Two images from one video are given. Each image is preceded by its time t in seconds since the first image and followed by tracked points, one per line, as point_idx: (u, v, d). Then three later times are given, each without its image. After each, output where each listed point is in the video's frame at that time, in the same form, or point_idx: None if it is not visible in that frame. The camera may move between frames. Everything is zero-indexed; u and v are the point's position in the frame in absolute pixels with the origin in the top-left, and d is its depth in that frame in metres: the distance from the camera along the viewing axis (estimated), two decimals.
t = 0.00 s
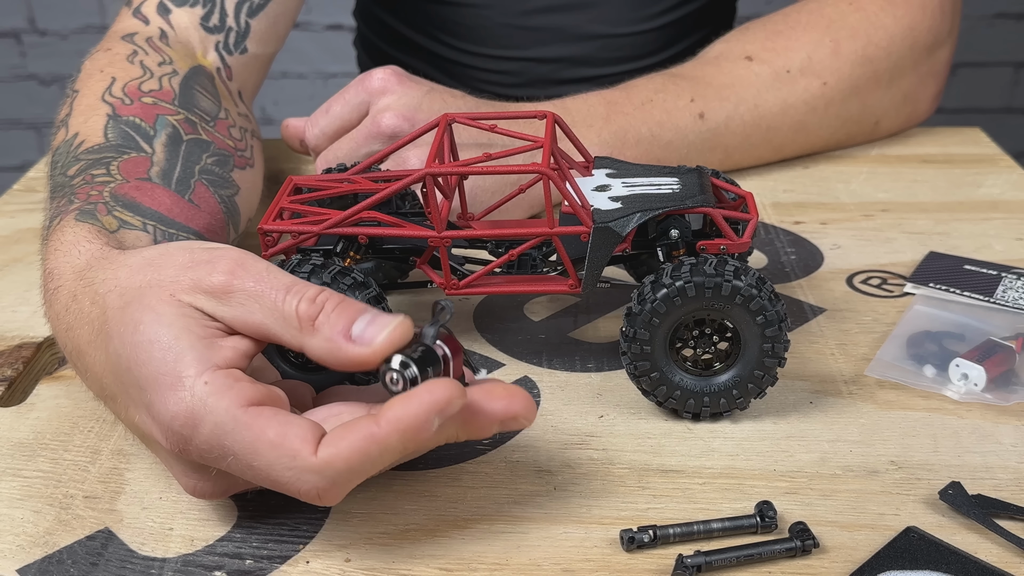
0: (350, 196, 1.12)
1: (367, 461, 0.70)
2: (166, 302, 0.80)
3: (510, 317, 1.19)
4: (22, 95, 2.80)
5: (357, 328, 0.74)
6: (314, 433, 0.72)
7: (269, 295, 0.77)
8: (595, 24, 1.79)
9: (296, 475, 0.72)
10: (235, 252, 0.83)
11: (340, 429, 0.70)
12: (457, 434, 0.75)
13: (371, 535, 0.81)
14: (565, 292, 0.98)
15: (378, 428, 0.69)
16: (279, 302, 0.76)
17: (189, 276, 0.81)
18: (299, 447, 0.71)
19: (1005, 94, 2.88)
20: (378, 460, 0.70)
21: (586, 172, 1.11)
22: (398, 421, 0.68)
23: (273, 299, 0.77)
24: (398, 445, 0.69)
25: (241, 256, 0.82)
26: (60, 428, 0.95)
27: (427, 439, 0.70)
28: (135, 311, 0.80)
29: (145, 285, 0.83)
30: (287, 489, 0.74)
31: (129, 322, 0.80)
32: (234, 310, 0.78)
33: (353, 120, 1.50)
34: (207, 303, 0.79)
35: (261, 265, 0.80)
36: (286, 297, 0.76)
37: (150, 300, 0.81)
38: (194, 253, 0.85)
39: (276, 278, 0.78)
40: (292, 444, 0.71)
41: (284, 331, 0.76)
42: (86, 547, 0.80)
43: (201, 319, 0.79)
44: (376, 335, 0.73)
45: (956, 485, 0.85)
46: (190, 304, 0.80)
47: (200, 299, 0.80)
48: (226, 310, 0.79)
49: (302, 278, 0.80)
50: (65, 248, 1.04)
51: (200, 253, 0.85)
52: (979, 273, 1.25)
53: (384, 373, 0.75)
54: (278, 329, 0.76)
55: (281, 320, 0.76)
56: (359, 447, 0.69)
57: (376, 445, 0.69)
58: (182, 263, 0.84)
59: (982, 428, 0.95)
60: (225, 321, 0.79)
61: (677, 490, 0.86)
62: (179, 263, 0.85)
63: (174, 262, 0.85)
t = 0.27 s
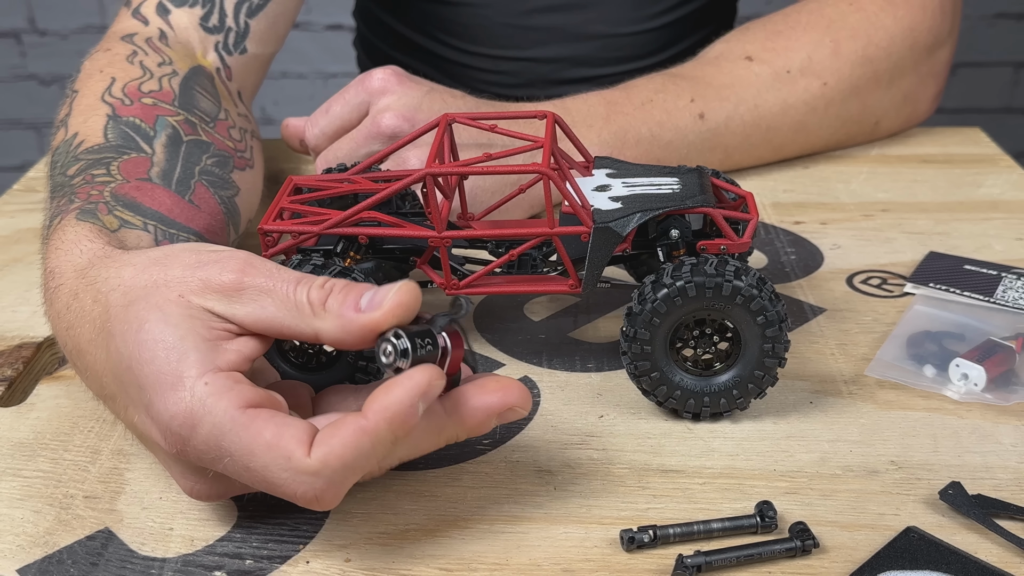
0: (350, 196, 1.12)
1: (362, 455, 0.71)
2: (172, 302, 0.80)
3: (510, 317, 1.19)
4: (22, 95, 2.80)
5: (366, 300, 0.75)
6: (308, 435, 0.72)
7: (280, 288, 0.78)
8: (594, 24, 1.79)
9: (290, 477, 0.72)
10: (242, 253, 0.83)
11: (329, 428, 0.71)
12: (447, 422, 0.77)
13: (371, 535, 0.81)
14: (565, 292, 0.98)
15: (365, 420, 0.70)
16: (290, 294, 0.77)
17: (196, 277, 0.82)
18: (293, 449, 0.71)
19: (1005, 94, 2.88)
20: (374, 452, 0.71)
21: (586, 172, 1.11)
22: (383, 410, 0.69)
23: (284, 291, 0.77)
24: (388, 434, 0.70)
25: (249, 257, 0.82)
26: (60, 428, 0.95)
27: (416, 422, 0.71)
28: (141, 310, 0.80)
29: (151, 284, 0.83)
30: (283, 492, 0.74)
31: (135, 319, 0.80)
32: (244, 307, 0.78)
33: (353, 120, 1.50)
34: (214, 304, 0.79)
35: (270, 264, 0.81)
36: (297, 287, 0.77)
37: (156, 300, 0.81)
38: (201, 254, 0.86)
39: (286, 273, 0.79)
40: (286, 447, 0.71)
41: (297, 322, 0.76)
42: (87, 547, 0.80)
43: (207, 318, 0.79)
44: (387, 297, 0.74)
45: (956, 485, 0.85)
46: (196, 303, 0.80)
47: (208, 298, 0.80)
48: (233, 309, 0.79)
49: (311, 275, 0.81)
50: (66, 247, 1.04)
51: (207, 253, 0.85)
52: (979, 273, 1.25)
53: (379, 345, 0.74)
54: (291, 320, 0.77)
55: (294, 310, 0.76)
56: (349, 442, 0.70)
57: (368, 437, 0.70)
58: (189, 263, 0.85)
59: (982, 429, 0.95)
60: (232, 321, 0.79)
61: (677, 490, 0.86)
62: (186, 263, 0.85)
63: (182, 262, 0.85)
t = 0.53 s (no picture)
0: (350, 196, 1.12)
1: (360, 446, 0.71)
2: (176, 301, 0.80)
3: (509, 317, 1.19)
4: (22, 95, 2.80)
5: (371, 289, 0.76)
6: (309, 426, 0.72)
7: (287, 286, 0.78)
8: (594, 24, 1.79)
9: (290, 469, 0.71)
10: (247, 254, 0.84)
11: (327, 417, 0.71)
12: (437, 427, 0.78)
13: (371, 535, 0.81)
14: (565, 292, 0.98)
15: (364, 407, 0.71)
16: (298, 291, 0.77)
17: (201, 277, 0.82)
18: (292, 439, 0.71)
19: (1005, 94, 2.88)
20: (371, 442, 0.71)
21: (586, 172, 1.11)
22: (383, 397, 0.71)
23: (292, 288, 0.78)
24: (387, 422, 0.71)
25: (255, 259, 0.83)
26: (60, 428, 0.95)
27: (412, 414, 0.73)
28: (144, 308, 0.80)
29: (155, 283, 0.84)
30: (283, 486, 0.73)
31: (138, 317, 0.80)
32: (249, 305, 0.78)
33: (353, 120, 1.50)
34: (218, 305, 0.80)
35: (276, 265, 0.82)
36: (304, 284, 0.78)
37: (160, 298, 0.81)
38: (206, 255, 0.86)
39: (293, 273, 0.80)
40: (286, 437, 0.71)
41: (306, 318, 0.77)
42: (87, 547, 0.80)
43: (211, 317, 0.79)
44: (394, 282, 0.75)
45: (956, 485, 0.85)
46: (199, 302, 0.80)
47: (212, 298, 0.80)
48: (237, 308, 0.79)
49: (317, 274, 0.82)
50: (67, 246, 1.04)
51: (212, 255, 0.86)
52: (979, 273, 1.25)
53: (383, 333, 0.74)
54: (297, 317, 0.77)
55: (302, 306, 0.77)
56: (350, 430, 0.70)
57: (366, 425, 0.70)
58: (193, 264, 0.85)
59: (982, 428, 0.95)
60: (238, 320, 0.79)
61: (677, 490, 0.86)
62: (190, 263, 0.85)
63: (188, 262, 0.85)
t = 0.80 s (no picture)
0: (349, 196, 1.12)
1: (373, 431, 0.70)
2: (178, 300, 0.80)
3: (510, 317, 1.19)
4: (21, 95, 2.80)
5: (373, 318, 0.76)
6: (319, 404, 0.72)
7: (290, 301, 0.79)
8: (594, 24, 1.79)
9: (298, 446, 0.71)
10: (249, 257, 0.84)
11: (347, 397, 0.71)
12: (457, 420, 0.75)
13: (371, 536, 0.81)
14: (565, 292, 0.98)
15: (386, 397, 0.69)
16: (301, 308, 0.78)
17: (204, 278, 0.82)
18: (303, 415, 0.71)
19: (1004, 94, 2.88)
20: (384, 431, 0.70)
21: (586, 172, 1.11)
22: (407, 391, 0.69)
23: (295, 305, 0.78)
24: (404, 415, 0.69)
25: (259, 263, 0.83)
26: (60, 428, 0.95)
27: (435, 413, 0.70)
28: (146, 305, 0.80)
29: (157, 282, 0.84)
30: (293, 465, 0.73)
31: (140, 315, 0.80)
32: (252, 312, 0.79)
33: (353, 121, 1.50)
34: (222, 305, 0.80)
35: (279, 273, 0.82)
36: (308, 302, 0.78)
37: (162, 296, 0.81)
38: (209, 255, 0.86)
39: (297, 286, 0.80)
40: (296, 415, 0.71)
41: (305, 337, 0.77)
42: (86, 547, 0.80)
43: (213, 318, 0.79)
44: (395, 315, 0.75)
45: (956, 485, 0.85)
46: (202, 301, 0.80)
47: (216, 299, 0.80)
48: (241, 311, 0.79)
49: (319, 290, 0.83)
50: (67, 245, 1.04)
51: (216, 256, 0.86)
52: (979, 273, 1.25)
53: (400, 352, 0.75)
54: (297, 333, 0.77)
55: (303, 324, 0.77)
56: (364, 413, 0.69)
57: (382, 413, 0.69)
58: (197, 264, 0.85)
59: (982, 428, 0.95)
60: (240, 323, 0.79)
61: (677, 490, 0.86)
62: (193, 263, 0.85)
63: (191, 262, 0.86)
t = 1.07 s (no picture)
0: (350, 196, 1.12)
1: (374, 437, 0.70)
2: (178, 301, 0.80)
3: (510, 317, 1.19)
4: (22, 95, 2.80)
5: (367, 338, 0.76)
6: (319, 406, 0.72)
7: (287, 311, 0.78)
8: (594, 24, 1.79)
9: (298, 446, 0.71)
10: (248, 261, 0.84)
11: (352, 401, 0.70)
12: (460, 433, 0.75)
13: (371, 535, 0.81)
14: (565, 292, 0.98)
15: (391, 406, 0.69)
16: (296, 320, 0.78)
17: (203, 280, 0.82)
18: (304, 417, 0.71)
19: (1004, 94, 2.88)
20: (385, 439, 0.70)
21: (586, 172, 1.11)
22: (413, 402, 0.68)
23: (291, 316, 0.78)
24: (406, 426, 0.69)
25: (259, 268, 0.83)
26: (60, 428, 0.95)
27: (440, 427, 0.70)
28: (145, 306, 0.81)
29: (157, 283, 0.84)
30: (291, 467, 0.73)
31: (140, 316, 0.80)
32: (250, 318, 0.79)
33: (353, 121, 1.50)
34: (223, 308, 0.80)
35: (279, 280, 0.82)
36: (304, 315, 0.78)
37: (162, 297, 0.81)
38: (210, 258, 0.86)
39: (295, 296, 0.80)
40: (296, 415, 0.71)
41: (299, 349, 0.77)
42: (86, 547, 0.80)
43: (212, 321, 0.79)
44: (388, 339, 0.74)
45: (956, 485, 0.85)
46: (202, 304, 0.80)
47: (215, 303, 0.80)
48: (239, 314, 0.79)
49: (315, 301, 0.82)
50: (67, 245, 1.04)
51: (216, 258, 0.86)
52: (979, 273, 1.25)
53: (403, 372, 0.73)
54: (291, 345, 0.77)
55: (298, 336, 0.77)
56: (367, 419, 0.69)
57: (386, 422, 0.69)
58: (197, 267, 0.85)
59: (982, 428, 0.95)
60: (239, 327, 0.79)
61: (677, 490, 0.86)
62: (193, 265, 0.85)
63: (191, 264, 0.86)
